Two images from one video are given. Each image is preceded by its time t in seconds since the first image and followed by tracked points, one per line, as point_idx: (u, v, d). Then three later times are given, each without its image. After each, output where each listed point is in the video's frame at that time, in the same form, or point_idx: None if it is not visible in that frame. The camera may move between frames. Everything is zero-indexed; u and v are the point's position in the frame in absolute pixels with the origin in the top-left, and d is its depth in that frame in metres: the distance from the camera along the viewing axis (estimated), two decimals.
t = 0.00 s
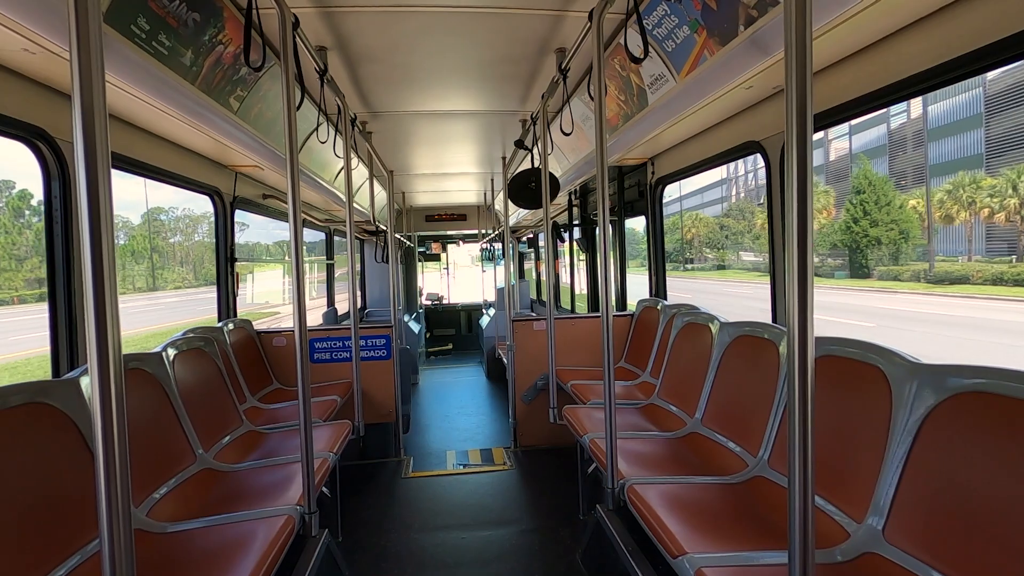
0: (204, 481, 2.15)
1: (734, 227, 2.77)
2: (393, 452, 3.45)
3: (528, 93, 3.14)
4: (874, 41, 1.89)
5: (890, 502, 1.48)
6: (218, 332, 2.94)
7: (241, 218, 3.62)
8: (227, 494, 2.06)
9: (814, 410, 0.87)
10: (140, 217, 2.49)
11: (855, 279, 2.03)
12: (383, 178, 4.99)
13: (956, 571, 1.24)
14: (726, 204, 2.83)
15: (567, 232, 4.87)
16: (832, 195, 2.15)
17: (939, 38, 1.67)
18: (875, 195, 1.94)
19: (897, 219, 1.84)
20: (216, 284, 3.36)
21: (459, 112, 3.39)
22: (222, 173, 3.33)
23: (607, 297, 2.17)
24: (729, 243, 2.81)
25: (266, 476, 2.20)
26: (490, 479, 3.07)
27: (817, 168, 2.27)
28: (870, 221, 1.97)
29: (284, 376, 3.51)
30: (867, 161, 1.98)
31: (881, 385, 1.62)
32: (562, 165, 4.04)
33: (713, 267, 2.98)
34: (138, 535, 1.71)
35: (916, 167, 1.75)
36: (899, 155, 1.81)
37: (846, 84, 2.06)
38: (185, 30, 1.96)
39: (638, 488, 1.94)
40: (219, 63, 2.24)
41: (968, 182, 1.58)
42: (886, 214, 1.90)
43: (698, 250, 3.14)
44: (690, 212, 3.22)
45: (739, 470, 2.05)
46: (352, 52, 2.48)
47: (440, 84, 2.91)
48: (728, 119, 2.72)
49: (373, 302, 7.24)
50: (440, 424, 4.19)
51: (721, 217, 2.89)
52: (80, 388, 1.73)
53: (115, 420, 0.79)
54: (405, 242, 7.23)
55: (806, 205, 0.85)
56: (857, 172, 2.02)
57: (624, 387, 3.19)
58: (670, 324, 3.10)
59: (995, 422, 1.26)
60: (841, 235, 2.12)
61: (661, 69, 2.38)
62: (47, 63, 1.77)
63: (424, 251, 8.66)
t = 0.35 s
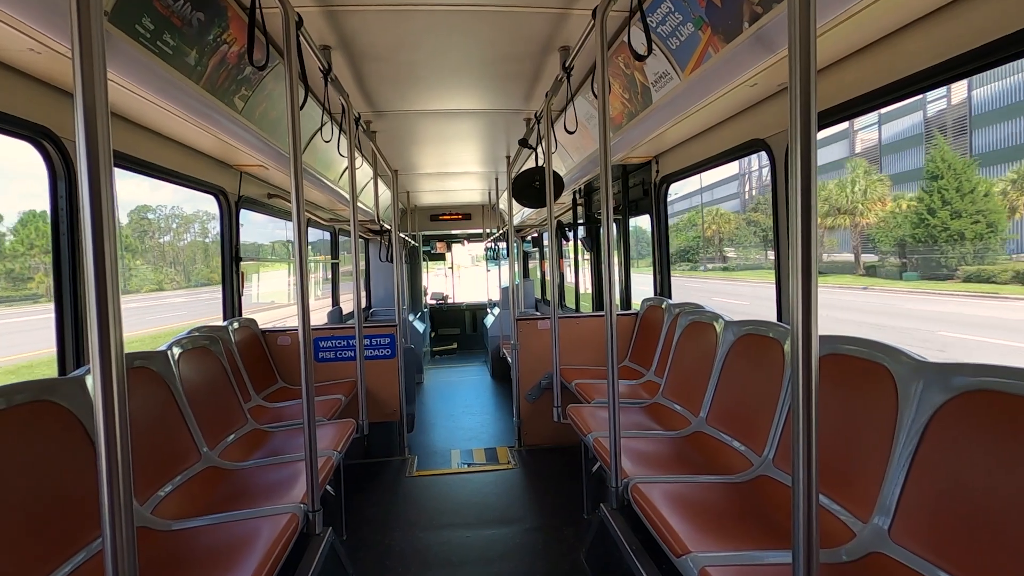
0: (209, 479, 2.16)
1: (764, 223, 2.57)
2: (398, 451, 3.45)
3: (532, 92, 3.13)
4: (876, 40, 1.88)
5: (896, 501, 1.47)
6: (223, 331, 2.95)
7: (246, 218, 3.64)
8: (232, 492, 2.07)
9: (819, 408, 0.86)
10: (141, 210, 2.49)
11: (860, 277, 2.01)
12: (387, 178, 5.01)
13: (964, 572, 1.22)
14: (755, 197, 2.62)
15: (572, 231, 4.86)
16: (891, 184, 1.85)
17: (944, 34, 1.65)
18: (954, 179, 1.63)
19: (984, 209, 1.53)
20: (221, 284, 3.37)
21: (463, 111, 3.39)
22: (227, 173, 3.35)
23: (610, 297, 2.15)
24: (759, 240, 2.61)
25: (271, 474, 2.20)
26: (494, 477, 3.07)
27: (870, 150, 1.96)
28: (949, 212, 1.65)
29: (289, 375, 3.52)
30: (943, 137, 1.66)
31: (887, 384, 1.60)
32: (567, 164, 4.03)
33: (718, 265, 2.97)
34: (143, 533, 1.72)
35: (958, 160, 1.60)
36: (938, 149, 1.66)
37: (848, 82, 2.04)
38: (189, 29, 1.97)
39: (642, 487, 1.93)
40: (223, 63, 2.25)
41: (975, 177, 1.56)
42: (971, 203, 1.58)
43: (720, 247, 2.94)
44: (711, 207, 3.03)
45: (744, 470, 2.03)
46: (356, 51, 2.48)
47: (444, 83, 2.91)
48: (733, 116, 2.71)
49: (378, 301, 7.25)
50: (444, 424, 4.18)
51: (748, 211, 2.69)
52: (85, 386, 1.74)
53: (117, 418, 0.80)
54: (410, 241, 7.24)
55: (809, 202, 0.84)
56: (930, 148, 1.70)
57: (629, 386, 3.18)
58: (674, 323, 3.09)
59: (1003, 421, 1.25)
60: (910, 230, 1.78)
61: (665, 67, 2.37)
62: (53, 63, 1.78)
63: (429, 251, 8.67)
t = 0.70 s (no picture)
0: (216, 480, 2.18)
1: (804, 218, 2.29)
2: (404, 451, 3.47)
3: (537, 94, 3.13)
4: (880, 40, 1.87)
5: (902, 502, 1.46)
6: (231, 333, 2.98)
7: (253, 220, 3.67)
8: (240, 492, 2.09)
9: (822, 409, 0.86)
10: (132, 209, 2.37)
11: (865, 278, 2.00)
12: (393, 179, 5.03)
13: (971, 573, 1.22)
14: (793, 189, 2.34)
15: (577, 232, 4.86)
16: (972, 173, 1.54)
17: (948, 34, 1.64)
18: None
19: None
20: (229, 286, 3.40)
21: (467, 113, 3.40)
22: (234, 176, 3.38)
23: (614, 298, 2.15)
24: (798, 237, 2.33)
25: (278, 475, 2.22)
26: (500, 478, 3.08)
27: (917, 138, 1.73)
28: None
29: (296, 376, 3.54)
30: None
31: (893, 385, 1.59)
32: (572, 165, 4.04)
33: (723, 266, 2.96)
34: (152, 533, 1.74)
35: (1008, 147, 1.44)
36: (981, 137, 1.50)
37: (851, 83, 2.03)
38: (196, 34, 1.99)
39: (647, 488, 1.93)
40: (230, 67, 2.27)
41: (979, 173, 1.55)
42: None
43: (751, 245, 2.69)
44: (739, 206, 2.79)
45: (750, 471, 2.03)
46: (361, 54, 2.50)
47: (448, 85, 2.92)
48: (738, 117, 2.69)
49: (384, 302, 7.29)
50: (450, 425, 4.19)
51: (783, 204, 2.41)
52: (94, 388, 1.76)
53: (126, 419, 0.81)
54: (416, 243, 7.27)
55: (810, 204, 0.84)
56: None
57: (634, 387, 3.17)
58: (680, 324, 3.09)
59: (1010, 423, 1.24)
60: (1011, 223, 1.45)
61: (669, 68, 2.36)
62: (64, 69, 1.81)
63: (435, 252, 8.68)
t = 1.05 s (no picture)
0: (222, 479, 2.19)
1: (847, 211, 2.06)
2: (408, 450, 3.48)
3: (540, 93, 3.13)
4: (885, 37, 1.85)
5: (906, 501, 1.45)
6: (237, 333, 3.00)
7: (258, 221, 3.69)
8: (245, 491, 2.10)
9: (824, 407, 0.86)
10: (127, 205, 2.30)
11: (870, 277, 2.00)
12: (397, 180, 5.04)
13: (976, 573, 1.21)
14: (836, 177, 2.11)
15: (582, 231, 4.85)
16: (1010, 164, 1.44)
17: (955, 30, 1.62)
18: None
19: None
20: (235, 286, 3.43)
21: (471, 113, 3.41)
22: (239, 176, 3.40)
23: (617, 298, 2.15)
24: (842, 232, 2.10)
25: (284, 474, 2.23)
26: (504, 478, 3.08)
27: (924, 136, 1.72)
28: None
29: (301, 376, 3.56)
30: None
31: (897, 384, 1.59)
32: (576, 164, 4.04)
33: (727, 265, 2.96)
34: (159, 531, 1.75)
35: None
36: None
37: (855, 82, 2.02)
38: (201, 36, 2.01)
39: (651, 487, 1.93)
40: (235, 69, 2.28)
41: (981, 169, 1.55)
42: None
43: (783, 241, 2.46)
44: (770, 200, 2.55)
45: (754, 470, 2.02)
46: (364, 55, 2.50)
47: (452, 85, 2.93)
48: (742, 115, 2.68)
49: (389, 302, 7.31)
50: (455, 424, 4.20)
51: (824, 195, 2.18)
52: (101, 388, 1.77)
53: (133, 418, 0.81)
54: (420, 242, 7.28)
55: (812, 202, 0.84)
56: None
57: (638, 387, 3.17)
58: (684, 323, 3.08)
59: (1015, 421, 1.23)
60: None
61: (672, 67, 2.36)
62: (71, 71, 1.83)
63: (440, 252, 8.69)
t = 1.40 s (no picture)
0: (230, 482, 2.20)
1: (906, 203, 1.84)
2: (414, 453, 3.48)
3: (546, 97, 3.14)
4: (894, 39, 1.84)
5: (917, 506, 1.44)
6: (244, 336, 3.01)
7: (265, 225, 3.71)
8: (252, 495, 2.10)
9: (836, 413, 0.85)
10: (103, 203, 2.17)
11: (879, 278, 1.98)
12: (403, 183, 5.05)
13: None
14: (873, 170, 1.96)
15: (587, 234, 4.86)
16: None
17: (968, 29, 1.60)
18: None
19: None
20: (241, 290, 3.44)
21: (476, 116, 3.42)
22: (246, 181, 3.42)
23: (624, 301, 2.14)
24: (899, 228, 1.88)
25: (291, 477, 2.24)
26: (510, 481, 3.08)
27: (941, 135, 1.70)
28: None
29: (307, 379, 3.57)
30: None
31: (907, 387, 1.58)
32: (581, 168, 4.04)
33: (734, 268, 2.95)
34: (168, 535, 1.76)
35: None
36: None
37: (864, 84, 2.02)
38: (210, 42, 2.02)
39: (658, 491, 1.92)
40: (242, 74, 2.30)
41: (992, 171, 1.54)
42: None
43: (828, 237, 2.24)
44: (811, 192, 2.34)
45: (762, 474, 2.01)
46: (371, 60, 2.51)
47: (457, 89, 2.93)
48: (748, 118, 2.67)
49: (395, 305, 7.33)
50: (461, 427, 4.20)
51: (876, 186, 1.97)
52: (110, 392, 1.79)
53: (143, 421, 0.82)
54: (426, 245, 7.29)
55: (822, 207, 0.83)
56: None
57: (645, 390, 3.16)
58: (691, 326, 3.07)
59: None
60: None
61: (678, 70, 2.36)
62: (81, 78, 1.85)
63: (445, 254, 8.71)
